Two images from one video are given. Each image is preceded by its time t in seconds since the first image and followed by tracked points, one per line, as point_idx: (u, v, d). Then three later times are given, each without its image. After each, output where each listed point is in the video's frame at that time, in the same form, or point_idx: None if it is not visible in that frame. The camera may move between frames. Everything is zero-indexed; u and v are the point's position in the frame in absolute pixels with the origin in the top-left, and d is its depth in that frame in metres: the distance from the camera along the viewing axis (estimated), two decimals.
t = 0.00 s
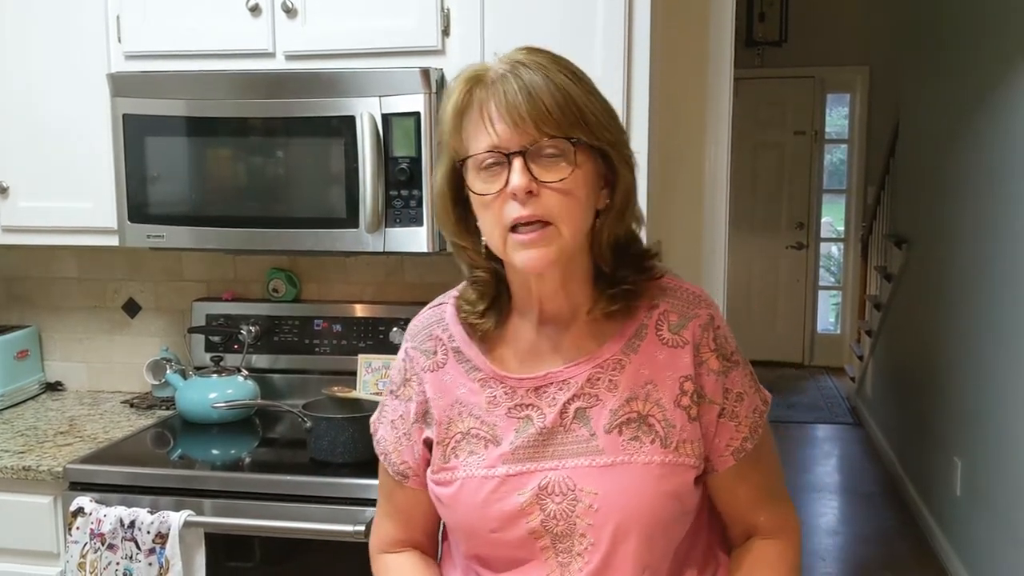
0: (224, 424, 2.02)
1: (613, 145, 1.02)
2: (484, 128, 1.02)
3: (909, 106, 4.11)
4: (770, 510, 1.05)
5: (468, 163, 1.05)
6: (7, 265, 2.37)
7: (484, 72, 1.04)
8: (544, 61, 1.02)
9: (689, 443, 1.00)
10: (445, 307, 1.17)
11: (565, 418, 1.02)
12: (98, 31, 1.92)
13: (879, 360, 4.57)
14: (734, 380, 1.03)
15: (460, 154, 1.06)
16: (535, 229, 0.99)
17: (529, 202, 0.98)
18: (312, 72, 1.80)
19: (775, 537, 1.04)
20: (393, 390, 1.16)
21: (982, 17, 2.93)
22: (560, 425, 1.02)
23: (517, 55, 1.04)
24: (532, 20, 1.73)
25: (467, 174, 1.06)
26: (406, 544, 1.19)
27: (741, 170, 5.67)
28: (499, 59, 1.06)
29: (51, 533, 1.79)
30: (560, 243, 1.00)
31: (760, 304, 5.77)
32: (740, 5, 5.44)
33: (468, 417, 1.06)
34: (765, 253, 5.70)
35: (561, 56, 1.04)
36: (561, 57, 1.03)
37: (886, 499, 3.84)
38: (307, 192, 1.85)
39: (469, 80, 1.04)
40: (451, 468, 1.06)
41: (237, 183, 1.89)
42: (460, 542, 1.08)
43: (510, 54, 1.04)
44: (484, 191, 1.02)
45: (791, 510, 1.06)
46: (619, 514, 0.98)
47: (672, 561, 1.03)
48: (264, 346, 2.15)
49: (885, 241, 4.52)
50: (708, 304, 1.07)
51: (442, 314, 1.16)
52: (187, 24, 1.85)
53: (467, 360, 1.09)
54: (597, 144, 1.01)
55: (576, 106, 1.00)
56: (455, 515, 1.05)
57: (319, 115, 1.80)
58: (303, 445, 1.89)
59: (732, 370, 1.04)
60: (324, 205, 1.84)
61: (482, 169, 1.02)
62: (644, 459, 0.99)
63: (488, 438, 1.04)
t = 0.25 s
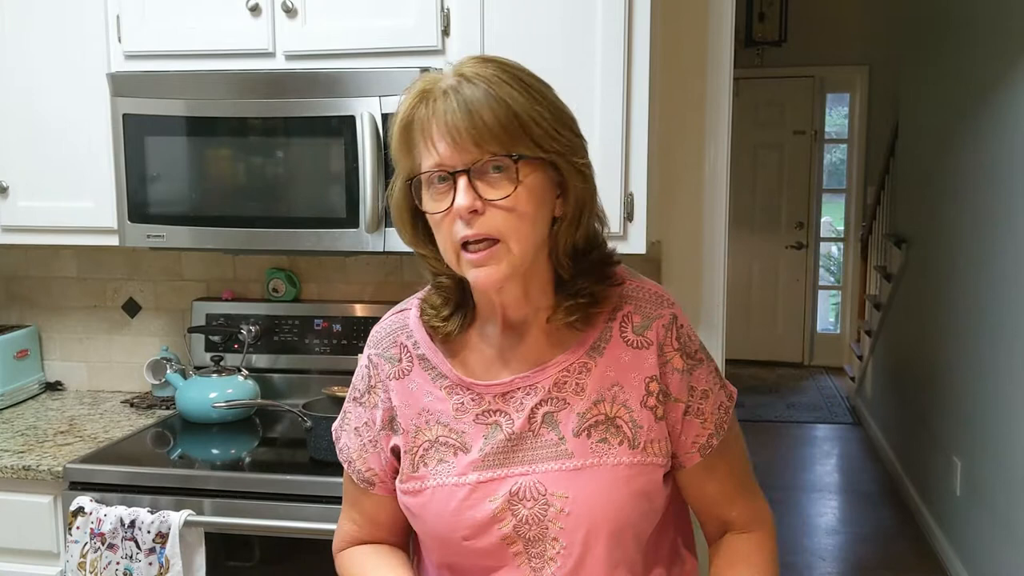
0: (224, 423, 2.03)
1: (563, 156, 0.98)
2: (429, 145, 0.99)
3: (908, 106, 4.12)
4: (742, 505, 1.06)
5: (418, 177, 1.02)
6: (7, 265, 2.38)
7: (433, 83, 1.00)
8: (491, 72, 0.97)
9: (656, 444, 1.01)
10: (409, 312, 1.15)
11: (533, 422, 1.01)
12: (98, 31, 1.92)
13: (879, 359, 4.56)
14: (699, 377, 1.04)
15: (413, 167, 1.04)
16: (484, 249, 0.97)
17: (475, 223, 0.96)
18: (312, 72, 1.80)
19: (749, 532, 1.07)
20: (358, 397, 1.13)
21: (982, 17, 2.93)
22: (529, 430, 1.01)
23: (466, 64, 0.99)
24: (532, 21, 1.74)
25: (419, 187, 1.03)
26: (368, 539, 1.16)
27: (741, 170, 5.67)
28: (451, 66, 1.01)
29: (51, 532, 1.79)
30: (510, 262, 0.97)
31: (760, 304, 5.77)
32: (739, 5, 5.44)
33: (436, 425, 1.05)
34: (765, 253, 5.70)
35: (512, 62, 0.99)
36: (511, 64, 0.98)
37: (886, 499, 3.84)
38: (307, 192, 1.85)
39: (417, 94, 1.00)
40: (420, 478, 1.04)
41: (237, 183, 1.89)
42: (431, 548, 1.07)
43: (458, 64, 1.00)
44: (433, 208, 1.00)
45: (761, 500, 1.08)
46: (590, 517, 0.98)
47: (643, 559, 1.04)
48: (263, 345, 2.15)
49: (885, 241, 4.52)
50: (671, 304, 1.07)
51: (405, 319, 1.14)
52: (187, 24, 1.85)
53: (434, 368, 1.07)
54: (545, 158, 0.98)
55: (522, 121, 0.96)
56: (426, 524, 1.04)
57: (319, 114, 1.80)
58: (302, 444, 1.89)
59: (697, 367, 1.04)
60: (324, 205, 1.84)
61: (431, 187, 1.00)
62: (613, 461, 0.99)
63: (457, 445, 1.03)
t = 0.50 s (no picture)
0: (225, 423, 2.03)
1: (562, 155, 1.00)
2: (430, 150, 1.00)
3: (909, 106, 4.12)
4: (739, 505, 1.06)
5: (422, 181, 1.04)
6: (8, 264, 2.38)
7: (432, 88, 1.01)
8: (488, 75, 0.98)
9: (659, 443, 1.01)
10: (415, 311, 1.16)
11: (537, 420, 1.02)
12: (99, 31, 1.92)
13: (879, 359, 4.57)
14: (703, 379, 1.04)
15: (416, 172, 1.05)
16: (489, 250, 0.98)
17: (478, 225, 0.97)
18: (313, 72, 1.80)
19: (749, 534, 1.06)
20: (362, 394, 1.13)
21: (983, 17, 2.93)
22: (533, 427, 1.01)
23: (464, 68, 1.00)
24: (534, 22, 1.74)
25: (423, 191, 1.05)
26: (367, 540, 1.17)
27: (741, 170, 5.67)
28: (449, 71, 1.03)
29: (52, 532, 1.79)
30: (514, 262, 0.99)
31: (760, 303, 5.77)
32: (740, 5, 5.44)
33: (440, 421, 1.05)
34: (765, 253, 5.70)
35: (509, 65, 1.00)
36: (507, 67, 0.99)
37: (886, 499, 3.84)
38: (308, 192, 1.85)
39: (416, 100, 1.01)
40: (424, 473, 1.04)
41: (238, 183, 1.89)
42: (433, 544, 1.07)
43: (456, 67, 1.01)
44: (436, 211, 1.01)
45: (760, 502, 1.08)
46: (591, 513, 0.98)
47: (643, 559, 1.03)
48: (264, 345, 2.15)
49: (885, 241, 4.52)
50: (676, 307, 1.08)
51: (411, 318, 1.15)
52: (188, 24, 1.85)
53: (440, 365, 1.07)
54: (544, 158, 0.99)
55: (520, 123, 0.97)
56: (428, 520, 1.04)
57: (320, 114, 1.80)
58: (303, 444, 1.89)
59: (701, 369, 1.05)
60: (325, 205, 1.84)
61: (434, 191, 1.01)
62: (616, 460, 0.99)
63: (462, 441, 1.03)
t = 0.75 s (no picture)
0: (226, 422, 2.03)
1: (608, 148, 1.00)
2: (477, 153, 1.01)
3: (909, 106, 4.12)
4: (773, 515, 1.05)
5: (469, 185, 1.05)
6: (9, 264, 2.38)
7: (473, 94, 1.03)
8: (528, 75, 1.00)
9: (700, 444, 1.00)
10: (462, 305, 1.18)
11: (578, 413, 1.02)
12: (100, 31, 1.92)
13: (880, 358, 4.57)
14: (748, 384, 1.04)
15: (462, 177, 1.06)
16: (540, 245, 0.99)
17: (530, 220, 0.97)
18: (313, 71, 1.80)
19: (783, 546, 1.05)
20: (408, 383, 1.16)
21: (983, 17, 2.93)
22: (573, 420, 1.02)
23: (502, 71, 1.02)
24: (533, 22, 1.73)
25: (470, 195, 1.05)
26: (412, 531, 1.20)
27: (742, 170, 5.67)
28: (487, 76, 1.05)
29: (53, 532, 1.79)
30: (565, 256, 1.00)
31: (761, 303, 5.77)
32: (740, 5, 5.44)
33: (482, 411, 1.06)
34: (766, 253, 5.70)
35: (545, 65, 1.02)
36: (544, 67, 1.01)
37: (887, 499, 3.84)
38: (308, 192, 1.85)
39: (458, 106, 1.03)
40: (464, 461, 1.05)
41: (239, 183, 1.89)
42: (470, 535, 1.07)
43: (493, 72, 1.03)
44: (485, 211, 1.02)
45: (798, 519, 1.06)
46: (628, 508, 0.98)
47: (680, 561, 1.02)
48: (265, 345, 2.15)
49: (886, 241, 4.52)
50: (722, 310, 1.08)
51: (458, 312, 1.17)
52: (189, 24, 1.85)
53: (483, 357, 1.09)
54: (590, 149, 1.00)
55: (565, 117, 0.98)
56: (465, 508, 1.05)
57: (320, 114, 1.80)
58: (303, 444, 1.89)
59: (746, 374, 1.04)
60: (326, 204, 1.84)
61: (482, 192, 1.02)
62: (656, 456, 0.99)
63: (502, 431, 1.04)
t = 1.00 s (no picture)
0: (226, 422, 2.03)
1: (671, 149, 1.01)
2: (540, 155, 1.02)
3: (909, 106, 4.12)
4: (815, 526, 1.03)
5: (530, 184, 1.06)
6: (9, 264, 2.37)
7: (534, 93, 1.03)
8: (592, 76, 1.00)
9: (751, 444, 1.00)
10: (514, 295, 1.18)
11: (628, 407, 1.02)
12: (100, 31, 1.92)
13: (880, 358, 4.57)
14: (800, 388, 1.02)
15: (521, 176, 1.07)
16: (605, 246, 1.00)
17: (597, 224, 0.99)
18: (313, 71, 1.80)
19: (818, 559, 1.03)
20: (458, 371, 1.16)
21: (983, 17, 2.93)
22: (623, 413, 1.02)
23: (563, 70, 1.02)
24: (533, 22, 1.74)
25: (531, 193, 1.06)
26: (457, 522, 1.20)
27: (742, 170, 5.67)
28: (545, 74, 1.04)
29: (52, 532, 1.79)
30: (627, 256, 1.01)
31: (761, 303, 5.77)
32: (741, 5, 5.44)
33: (532, 400, 1.07)
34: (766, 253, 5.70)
35: (607, 64, 1.02)
36: (606, 67, 1.01)
37: (887, 499, 3.84)
38: (309, 191, 1.85)
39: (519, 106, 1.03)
40: (512, 448, 1.06)
41: (239, 183, 1.88)
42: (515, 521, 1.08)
43: (552, 71, 1.03)
44: (549, 213, 1.03)
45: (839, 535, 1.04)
46: (674, 503, 0.98)
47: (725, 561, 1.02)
48: (264, 345, 2.15)
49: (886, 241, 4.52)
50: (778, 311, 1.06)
51: (510, 302, 1.17)
52: (190, 24, 1.85)
53: (535, 347, 1.10)
54: (655, 153, 1.01)
55: (631, 120, 0.99)
56: (512, 495, 1.06)
57: (321, 114, 1.80)
58: (303, 444, 1.88)
59: (798, 376, 1.03)
60: (326, 204, 1.83)
61: (545, 193, 1.03)
62: (705, 453, 0.99)
63: (551, 421, 1.05)
